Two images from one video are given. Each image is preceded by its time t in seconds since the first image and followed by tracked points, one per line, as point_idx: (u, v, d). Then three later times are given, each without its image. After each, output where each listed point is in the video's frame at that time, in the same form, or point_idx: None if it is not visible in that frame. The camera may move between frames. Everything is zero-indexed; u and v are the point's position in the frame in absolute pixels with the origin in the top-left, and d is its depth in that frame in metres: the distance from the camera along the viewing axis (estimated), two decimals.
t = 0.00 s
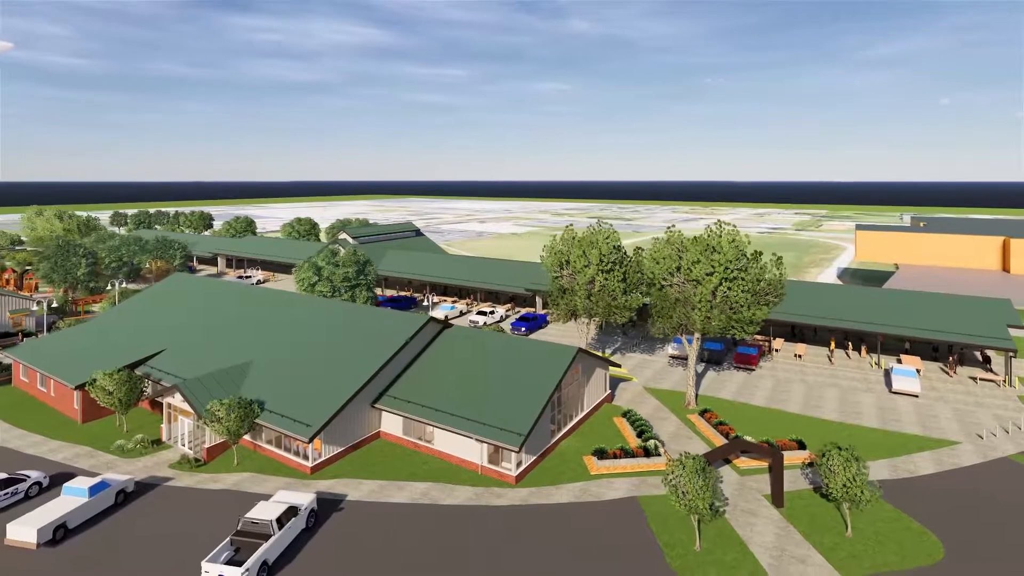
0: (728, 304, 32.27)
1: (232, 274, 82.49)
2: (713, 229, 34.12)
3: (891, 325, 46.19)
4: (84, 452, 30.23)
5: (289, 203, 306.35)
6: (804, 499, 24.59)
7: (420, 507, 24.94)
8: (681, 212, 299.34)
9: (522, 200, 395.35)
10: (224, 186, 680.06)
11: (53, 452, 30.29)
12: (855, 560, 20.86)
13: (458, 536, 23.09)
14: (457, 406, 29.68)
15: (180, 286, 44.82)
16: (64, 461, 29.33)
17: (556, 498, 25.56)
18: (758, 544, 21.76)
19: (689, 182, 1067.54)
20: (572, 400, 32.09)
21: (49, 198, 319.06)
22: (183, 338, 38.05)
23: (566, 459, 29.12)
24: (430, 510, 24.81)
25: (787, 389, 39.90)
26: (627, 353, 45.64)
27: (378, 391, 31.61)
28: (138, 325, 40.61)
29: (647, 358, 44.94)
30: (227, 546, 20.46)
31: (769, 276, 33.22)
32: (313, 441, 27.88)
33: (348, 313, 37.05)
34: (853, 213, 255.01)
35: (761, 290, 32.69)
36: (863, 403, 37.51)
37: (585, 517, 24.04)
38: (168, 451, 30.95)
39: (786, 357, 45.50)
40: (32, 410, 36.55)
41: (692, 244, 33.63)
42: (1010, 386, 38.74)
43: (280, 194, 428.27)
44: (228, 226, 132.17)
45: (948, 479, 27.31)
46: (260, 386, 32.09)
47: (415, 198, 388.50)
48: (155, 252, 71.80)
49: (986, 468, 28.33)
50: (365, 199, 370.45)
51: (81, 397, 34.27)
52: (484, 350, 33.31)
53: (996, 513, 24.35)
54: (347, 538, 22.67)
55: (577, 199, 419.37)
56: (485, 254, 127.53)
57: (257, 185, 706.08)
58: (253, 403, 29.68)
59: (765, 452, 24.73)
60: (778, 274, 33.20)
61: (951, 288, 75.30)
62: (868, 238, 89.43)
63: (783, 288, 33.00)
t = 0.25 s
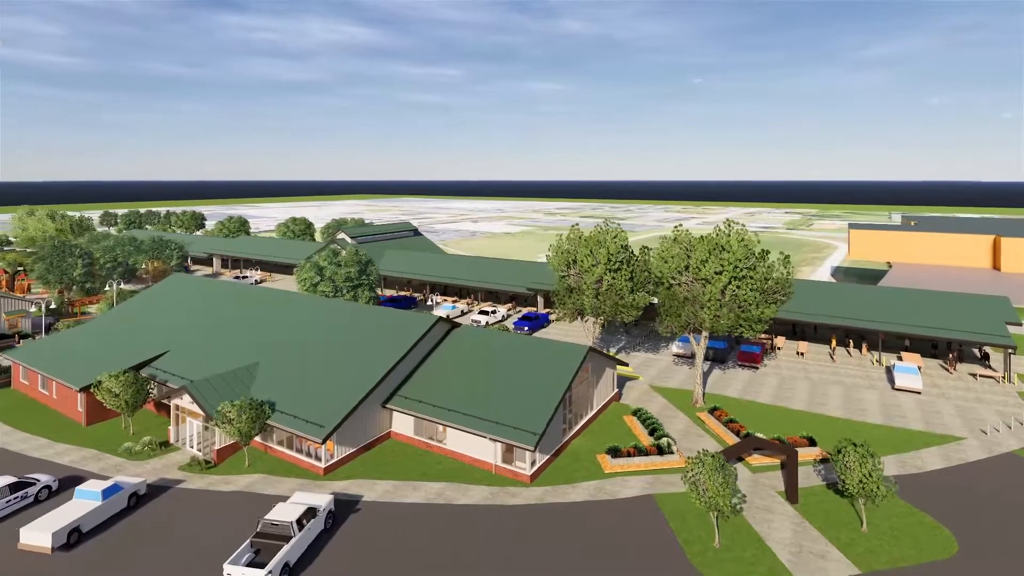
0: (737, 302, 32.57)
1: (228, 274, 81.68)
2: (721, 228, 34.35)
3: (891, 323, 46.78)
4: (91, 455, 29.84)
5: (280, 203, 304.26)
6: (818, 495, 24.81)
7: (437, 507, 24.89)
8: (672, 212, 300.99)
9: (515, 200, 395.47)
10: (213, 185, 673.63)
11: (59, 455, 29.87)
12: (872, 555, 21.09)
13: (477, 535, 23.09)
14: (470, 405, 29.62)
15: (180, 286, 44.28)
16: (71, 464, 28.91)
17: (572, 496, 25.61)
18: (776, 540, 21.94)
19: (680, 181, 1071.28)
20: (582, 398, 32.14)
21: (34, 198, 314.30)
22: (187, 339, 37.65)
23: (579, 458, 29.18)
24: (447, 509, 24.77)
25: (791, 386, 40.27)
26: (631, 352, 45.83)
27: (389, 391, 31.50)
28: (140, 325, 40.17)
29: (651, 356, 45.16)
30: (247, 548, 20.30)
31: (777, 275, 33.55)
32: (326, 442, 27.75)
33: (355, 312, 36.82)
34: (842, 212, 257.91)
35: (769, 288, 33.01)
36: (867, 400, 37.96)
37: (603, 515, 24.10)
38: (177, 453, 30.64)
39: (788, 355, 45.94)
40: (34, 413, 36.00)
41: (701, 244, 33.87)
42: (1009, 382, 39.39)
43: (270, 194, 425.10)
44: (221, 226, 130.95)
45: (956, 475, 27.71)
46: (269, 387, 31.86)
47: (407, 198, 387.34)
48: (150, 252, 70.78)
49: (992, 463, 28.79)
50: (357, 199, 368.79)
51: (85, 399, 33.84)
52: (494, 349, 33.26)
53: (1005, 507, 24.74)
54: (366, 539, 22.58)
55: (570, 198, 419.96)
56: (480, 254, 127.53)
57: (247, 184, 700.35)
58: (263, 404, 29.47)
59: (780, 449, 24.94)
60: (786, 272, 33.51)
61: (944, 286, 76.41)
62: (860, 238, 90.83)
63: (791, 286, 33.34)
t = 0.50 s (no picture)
0: (746, 301, 32.86)
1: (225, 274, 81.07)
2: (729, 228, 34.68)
3: (891, 320, 47.35)
4: (100, 458, 29.53)
5: (272, 203, 302.36)
6: (832, 491, 25.06)
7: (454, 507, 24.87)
8: (665, 212, 302.48)
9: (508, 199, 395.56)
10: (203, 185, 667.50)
11: (66, 458, 29.51)
12: (889, 550, 21.36)
13: (496, 535, 23.10)
14: (483, 405, 29.60)
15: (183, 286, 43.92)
16: (79, 467, 28.56)
17: (588, 495, 25.68)
18: (794, 536, 22.16)
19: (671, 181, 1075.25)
20: (593, 397, 32.21)
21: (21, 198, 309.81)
22: (192, 340, 37.32)
23: (592, 456, 29.27)
24: (464, 509, 24.76)
25: (796, 384, 40.64)
26: (636, 351, 46.09)
27: (399, 391, 31.43)
28: (144, 326, 39.82)
29: (656, 355, 45.38)
30: (269, 550, 20.18)
31: (784, 274, 33.92)
32: (339, 442, 27.66)
33: (362, 311, 36.66)
34: (831, 212, 260.96)
35: (777, 287, 33.32)
36: (871, 397, 38.42)
37: (621, 513, 24.20)
38: (186, 455, 30.38)
39: (791, 353, 46.38)
40: (36, 416, 35.53)
41: (709, 243, 34.19)
42: (1009, 378, 40.01)
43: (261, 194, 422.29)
44: (214, 226, 129.92)
45: (963, 470, 28.13)
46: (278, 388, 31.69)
47: (400, 198, 386.10)
48: (146, 253, 70.09)
49: (998, 458, 29.24)
50: (349, 198, 367.10)
51: (90, 402, 33.46)
52: (505, 348, 33.24)
53: (1014, 502, 25.14)
54: (386, 540, 22.49)
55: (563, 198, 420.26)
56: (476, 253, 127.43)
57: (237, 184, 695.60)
58: (275, 404, 29.31)
59: (794, 446, 25.17)
60: (793, 272, 33.84)
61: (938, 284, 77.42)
62: (853, 238, 91.78)
63: (798, 285, 33.68)
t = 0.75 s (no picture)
0: (757, 299, 33.22)
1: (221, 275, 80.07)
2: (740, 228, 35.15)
3: (892, 318, 47.94)
4: (110, 461, 29.16)
5: (262, 202, 299.99)
6: (848, 487, 25.35)
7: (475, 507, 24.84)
8: (657, 211, 304.08)
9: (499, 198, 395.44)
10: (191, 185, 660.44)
11: (76, 461, 29.12)
12: (908, 544, 21.64)
13: (519, 535, 23.12)
14: (499, 404, 29.60)
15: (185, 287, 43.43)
16: (90, 470, 28.15)
17: (607, 493, 25.76)
18: (815, 532, 22.39)
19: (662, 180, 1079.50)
20: (607, 395, 32.31)
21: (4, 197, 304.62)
22: (199, 342, 36.97)
23: (607, 454, 29.36)
24: (485, 509, 24.75)
25: (802, 381, 41.03)
26: (641, 349, 46.29)
27: (413, 391, 31.33)
28: (148, 327, 39.38)
29: (662, 353, 45.61)
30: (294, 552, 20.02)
31: (793, 273, 34.29)
32: (356, 444, 27.55)
33: (372, 311, 36.49)
34: (820, 211, 263.74)
35: (787, 286, 33.73)
36: (876, 393, 38.92)
37: (642, 511, 24.30)
38: (198, 457, 30.08)
39: (794, 351, 46.85)
40: (40, 420, 35.00)
41: (720, 242, 34.56)
42: (1009, 374, 40.70)
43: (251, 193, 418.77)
44: (207, 226, 128.73)
45: (973, 465, 28.58)
46: (291, 389, 31.48)
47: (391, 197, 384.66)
48: (142, 254, 69.24)
49: (1006, 453, 29.74)
50: (340, 198, 365.25)
51: (97, 404, 33.01)
52: (518, 347, 33.17)
53: None
54: (409, 540, 22.41)
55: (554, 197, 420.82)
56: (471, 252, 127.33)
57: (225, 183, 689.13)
58: (289, 406, 29.12)
59: (811, 442, 25.42)
60: (802, 270, 34.22)
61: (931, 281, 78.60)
62: (847, 236, 92.84)
63: (807, 284, 34.13)
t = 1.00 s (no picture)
0: (766, 298, 33.42)
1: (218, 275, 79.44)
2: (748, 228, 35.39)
3: (894, 316, 48.42)
4: (120, 463, 28.88)
5: (254, 202, 298.02)
6: (862, 484, 25.59)
7: (493, 507, 24.84)
8: (650, 210, 305.34)
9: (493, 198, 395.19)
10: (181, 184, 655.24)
11: (85, 464, 28.82)
12: (926, 539, 21.85)
13: (539, 534, 23.15)
14: (512, 403, 29.53)
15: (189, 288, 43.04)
16: (100, 474, 27.85)
17: (624, 492, 25.85)
18: (833, 528, 22.57)
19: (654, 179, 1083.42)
20: (618, 394, 32.33)
21: None
22: (206, 343, 36.67)
23: (620, 452, 29.44)
24: (503, 509, 24.76)
25: (808, 379, 41.36)
26: (647, 348, 46.44)
27: (426, 391, 31.17)
28: (152, 330, 39.04)
29: (667, 352, 45.80)
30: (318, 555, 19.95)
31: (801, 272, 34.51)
32: (371, 444, 27.40)
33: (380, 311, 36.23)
34: (811, 210, 265.98)
35: (795, 285, 33.92)
36: (881, 390, 39.31)
37: (659, 509, 24.43)
38: (209, 459, 29.85)
39: (797, 349, 47.21)
40: (44, 422, 34.57)
41: (728, 241, 34.77)
42: (1010, 371, 41.25)
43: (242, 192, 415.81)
44: (201, 226, 127.69)
45: (981, 460, 28.95)
46: (302, 390, 31.27)
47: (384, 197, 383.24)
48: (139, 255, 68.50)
49: (1013, 449, 30.14)
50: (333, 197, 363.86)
51: (104, 407, 32.66)
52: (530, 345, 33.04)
53: None
54: (429, 541, 22.39)
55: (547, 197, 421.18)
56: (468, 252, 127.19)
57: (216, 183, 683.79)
58: (301, 407, 28.93)
59: (826, 439, 25.63)
60: (811, 269, 34.44)
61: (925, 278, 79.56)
62: (842, 235, 93.68)
63: (816, 283, 34.32)
